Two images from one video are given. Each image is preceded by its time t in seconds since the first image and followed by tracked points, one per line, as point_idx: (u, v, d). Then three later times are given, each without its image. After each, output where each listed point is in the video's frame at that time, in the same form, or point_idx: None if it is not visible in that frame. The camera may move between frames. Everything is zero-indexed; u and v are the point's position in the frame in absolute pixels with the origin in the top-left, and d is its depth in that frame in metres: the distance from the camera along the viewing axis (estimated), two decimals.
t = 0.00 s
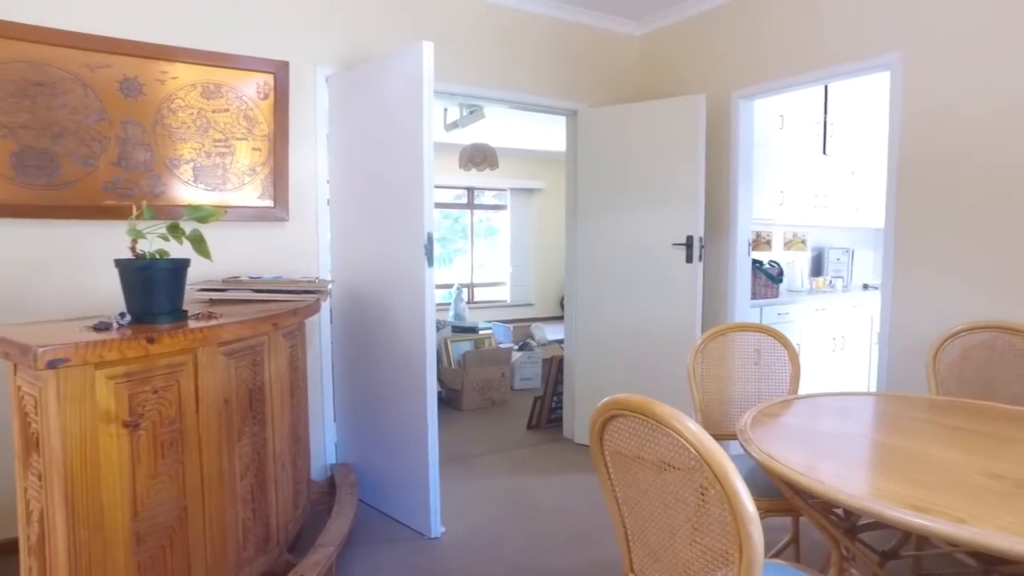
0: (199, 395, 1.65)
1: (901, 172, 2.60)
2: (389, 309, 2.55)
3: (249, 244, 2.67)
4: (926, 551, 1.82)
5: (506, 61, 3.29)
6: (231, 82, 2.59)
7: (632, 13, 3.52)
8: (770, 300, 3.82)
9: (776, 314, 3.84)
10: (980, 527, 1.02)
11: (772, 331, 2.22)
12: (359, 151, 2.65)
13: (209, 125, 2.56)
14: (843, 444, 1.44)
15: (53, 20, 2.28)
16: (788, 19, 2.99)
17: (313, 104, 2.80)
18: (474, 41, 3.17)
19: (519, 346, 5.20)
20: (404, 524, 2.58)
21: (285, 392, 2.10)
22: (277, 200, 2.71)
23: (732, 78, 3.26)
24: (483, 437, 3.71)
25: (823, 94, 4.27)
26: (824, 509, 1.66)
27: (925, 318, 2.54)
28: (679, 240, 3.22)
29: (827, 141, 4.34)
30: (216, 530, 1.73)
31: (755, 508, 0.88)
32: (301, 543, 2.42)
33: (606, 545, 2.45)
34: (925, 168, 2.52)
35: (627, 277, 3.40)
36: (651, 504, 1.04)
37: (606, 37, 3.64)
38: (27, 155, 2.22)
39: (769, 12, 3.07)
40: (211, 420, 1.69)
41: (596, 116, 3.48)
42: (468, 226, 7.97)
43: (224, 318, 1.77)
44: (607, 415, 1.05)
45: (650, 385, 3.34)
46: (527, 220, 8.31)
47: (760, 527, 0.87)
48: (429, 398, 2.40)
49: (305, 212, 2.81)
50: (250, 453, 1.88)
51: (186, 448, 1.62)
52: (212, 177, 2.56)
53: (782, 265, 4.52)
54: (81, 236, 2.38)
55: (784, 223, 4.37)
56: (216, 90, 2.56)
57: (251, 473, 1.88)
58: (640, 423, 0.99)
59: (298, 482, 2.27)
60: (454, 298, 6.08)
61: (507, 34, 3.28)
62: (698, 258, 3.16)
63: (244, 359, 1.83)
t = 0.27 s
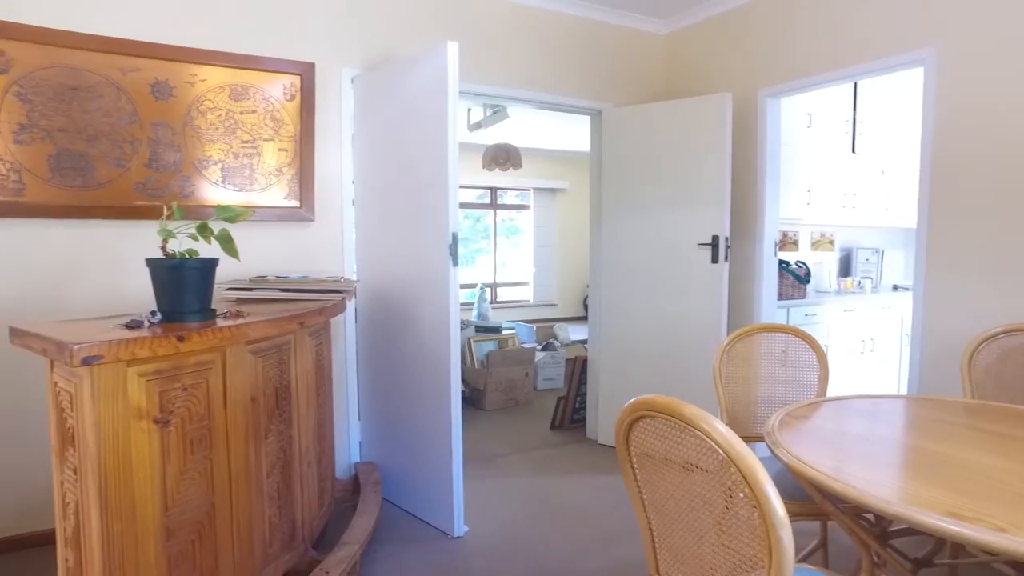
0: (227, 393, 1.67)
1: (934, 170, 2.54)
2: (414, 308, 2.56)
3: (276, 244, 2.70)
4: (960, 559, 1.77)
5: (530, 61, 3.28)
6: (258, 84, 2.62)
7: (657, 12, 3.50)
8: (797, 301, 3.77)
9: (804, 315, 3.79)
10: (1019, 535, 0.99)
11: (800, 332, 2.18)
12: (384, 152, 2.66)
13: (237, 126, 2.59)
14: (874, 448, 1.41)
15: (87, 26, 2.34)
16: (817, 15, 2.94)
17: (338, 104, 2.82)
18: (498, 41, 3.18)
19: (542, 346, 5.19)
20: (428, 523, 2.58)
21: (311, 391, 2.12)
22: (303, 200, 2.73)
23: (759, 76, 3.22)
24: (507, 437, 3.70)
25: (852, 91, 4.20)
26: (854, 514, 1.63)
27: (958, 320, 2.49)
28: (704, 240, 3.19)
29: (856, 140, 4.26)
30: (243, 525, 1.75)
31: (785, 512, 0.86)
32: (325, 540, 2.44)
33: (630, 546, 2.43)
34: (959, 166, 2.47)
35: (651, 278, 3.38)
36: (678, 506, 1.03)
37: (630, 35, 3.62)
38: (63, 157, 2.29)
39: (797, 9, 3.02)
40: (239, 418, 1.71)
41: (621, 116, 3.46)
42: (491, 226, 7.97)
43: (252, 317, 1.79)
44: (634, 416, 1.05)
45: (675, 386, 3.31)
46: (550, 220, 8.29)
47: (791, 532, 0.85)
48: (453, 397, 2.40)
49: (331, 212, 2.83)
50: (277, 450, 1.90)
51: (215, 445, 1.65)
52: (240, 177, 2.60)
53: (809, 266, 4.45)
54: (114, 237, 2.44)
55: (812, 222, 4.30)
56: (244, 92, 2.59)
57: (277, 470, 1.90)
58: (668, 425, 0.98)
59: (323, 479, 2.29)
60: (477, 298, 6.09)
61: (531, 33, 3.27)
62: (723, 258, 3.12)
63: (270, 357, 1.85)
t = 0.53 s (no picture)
0: (251, 392, 1.68)
1: (963, 171, 2.50)
2: (436, 309, 2.57)
3: (300, 245, 2.73)
4: (991, 568, 1.73)
5: (552, 62, 3.27)
6: (282, 86, 2.64)
7: (679, 11, 3.48)
8: (822, 303, 3.72)
9: (829, 317, 3.74)
10: None
11: (825, 335, 2.15)
12: (406, 153, 2.67)
13: (261, 129, 2.62)
14: (903, 453, 1.38)
15: (118, 32, 2.39)
16: (844, 13, 2.90)
17: (361, 106, 2.83)
18: (520, 42, 3.18)
19: (562, 348, 5.18)
20: (449, 524, 2.59)
21: (333, 391, 2.13)
22: (325, 201, 2.75)
23: (784, 75, 3.19)
24: (527, 438, 3.70)
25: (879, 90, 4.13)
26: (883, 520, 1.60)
27: (988, 323, 2.44)
28: (727, 241, 3.16)
29: (883, 139, 4.20)
30: (266, 523, 1.76)
31: (812, 518, 0.85)
32: (347, 539, 2.45)
33: (652, 549, 2.42)
34: (990, 166, 2.42)
35: (673, 279, 3.35)
36: (701, 509, 1.02)
37: (653, 35, 3.60)
38: (93, 159, 2.35)
39: (822, 7, 2.99)
40: (263, 417, 1.73)
41: (643, 116, 3.44)
42: (511, 227, 7.98)
43: (276, 317, 1.80)
44: (657, 419, 1.04)
45: (697, 389, 3.29)
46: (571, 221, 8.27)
47: (818, 538, 0.84)
48: (475, 398, 2.41)
49: (353, 214, 2.85)
50: (300, 450, 1.92)
51: (239, 443, 1.66)
52: (264, 179, 2.63)
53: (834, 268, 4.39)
54: (141, 238, 2.49)
55: (837, 223, 4.25)
56: (268, 95, 2.62)
57: (300, 470, 1.92)
58: (692, 428, 0.98)
59: (345, 479, 2.30)
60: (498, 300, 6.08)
61: (553, 34, 3.26)
62: (747, 260, 3.09)
63: (294, 358, 1.87)
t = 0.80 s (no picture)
0: (277, 391, 1.70)
1: (997, 170, 2.44)
2: (458, 310, 2.58)
3: (325, 246, 2.75)
4: None
5: (575, 62, 3.26)
6: (307, 88, 2.67)
7: (704, 10, 3.45)
8: (849, 305, 3.66)
9: (856, 319, 3.68)
10: None
11: (853, 337, 2.12)
12: (429, 154, 2.68)
13: (286, 130, 2.65)
14: (936, 459, 1.35)
15: (148, 37, 2.44)
16: (873, 9, 2.85)
17: (385, 107, 2.85)
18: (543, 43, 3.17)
19: (584, 349, 5.17)
20: (471, 524, 2.59)
21: (357, 390, 2.14)
22: (349, 202, 2.77)
23: (811, 73, 3.14)
24: (549, 439, 3.70)
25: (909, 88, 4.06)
26: (914, 527, 1.57)
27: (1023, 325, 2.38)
28: (752, 242, 3.13)
29: (913, 138, 4.12)
30: (291, 521, 1.78)
31: (842, 523, 0.84)
32: (370, 537, 2.47)
33: (675, 552, 2.40)
34: None
35: (697, 280, 3.33)
36: (727, 513, 1.01)
37: (677, 35, 3.57)
38: (124, 161, 2.41)
39: (851, 3, 2.94)
40: (289, 416, 1.75)
41: (667, 116, 3.41)
42: (533, 228, 7.97)
43: (302, 317, 1.82)
44: (683, 420, 1.03)
45: (722, 391, 3.26)
46: (593, 222, 8.25)
47: (848, 544, 0.83)
48: (497, 398, 2.41)
49: (377, 215, 2.86)
50: (324, 449, 1.94)
51: (265, 442, 1.68)
52: (289, 180, 2.65)
53: (861, 269, 4.32)
54: (169, 239, 2.53)
55: (865, 223, 4.18)
56: (294, 97, 2.65)
57: (324, 468, 1.94)
58: (718, 431, 0.97)
59: (368, 478, 2.32)
60: (520, 300, 6.08)
61: (575, 33, 3.25)
62: (772, 261, 3.05)
63: (319, 357, 1.88)
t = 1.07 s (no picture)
0: (306, 390, 1.72)
1: None
2: (484, 310, 2.58)
3: (352, 246, 2.78)
4: None
5: (601, 62, 3.25)
6: (334, 90, 2.69)
7: (731, 9, 3.41)
8: (880, 307, 3.60)
9: (887, 321, 3.61)
10: None
11: (884, 339, 2.08)
12: (455, 155, 2.69)
13: (314, 132, 2.67)
14: (972, 464, 1.33)
15: (180, 41, 2.48)
16: (905, 5, 2.80)
17: (411, 109, 2.86)
18: (568, 43, 3.16)
19: (609, 350, 5.14)
20: (495, 524, 2.60)
21: (384, 390, 2.15)
22: (375, 203, 2.79)
23: (841, 71, 3.09)
24: (574, 440, 3.69)
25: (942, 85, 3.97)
26: (951, 536, 1.53)
27: None
28: (780, 242, 3.09)
29: (947, 136, 4.04)
30: (318, 519, 1.80)
31: (880, 530, 0.82)
32: (395, 536, 2.49)
33: (702, 555, 2.38)
34: None
35: (724, 281, 3.29)
36: (759, 517, 1.00)
37: (704, 34, 3.54)
38: (157, 164, 2.45)
39: None
40: (317, 415, 1.76)
41: (693, 116, 3.38)
42: (557, 228, 7.97)
43: (329, 317, 1.84)
44: (714, 423, 1.03)
45: (749, 393, 3.22)
46: (617, 222, 8.21)
47: (886, 552, 0.81)
48: (522, 399, 2.41)
49: (403, 215, 2.88)
50: (351, 448, 1.95)
51: (294, 440, 1.70)
52: (316, 181, 2.68)
53: (893, 270, 4.25)
54: (199, 240, 2.56)
55: (896, 224, 4.10)
56: (321, 99, 2.68)
57: (351, 467, 1.95)
58: (750, 434, 0.96)
59: (394, 477, 2.33)
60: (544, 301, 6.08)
61: (601, 33, 3.24)
62: (801, 262, 3.02)
63: (346, 357, 1.90)
